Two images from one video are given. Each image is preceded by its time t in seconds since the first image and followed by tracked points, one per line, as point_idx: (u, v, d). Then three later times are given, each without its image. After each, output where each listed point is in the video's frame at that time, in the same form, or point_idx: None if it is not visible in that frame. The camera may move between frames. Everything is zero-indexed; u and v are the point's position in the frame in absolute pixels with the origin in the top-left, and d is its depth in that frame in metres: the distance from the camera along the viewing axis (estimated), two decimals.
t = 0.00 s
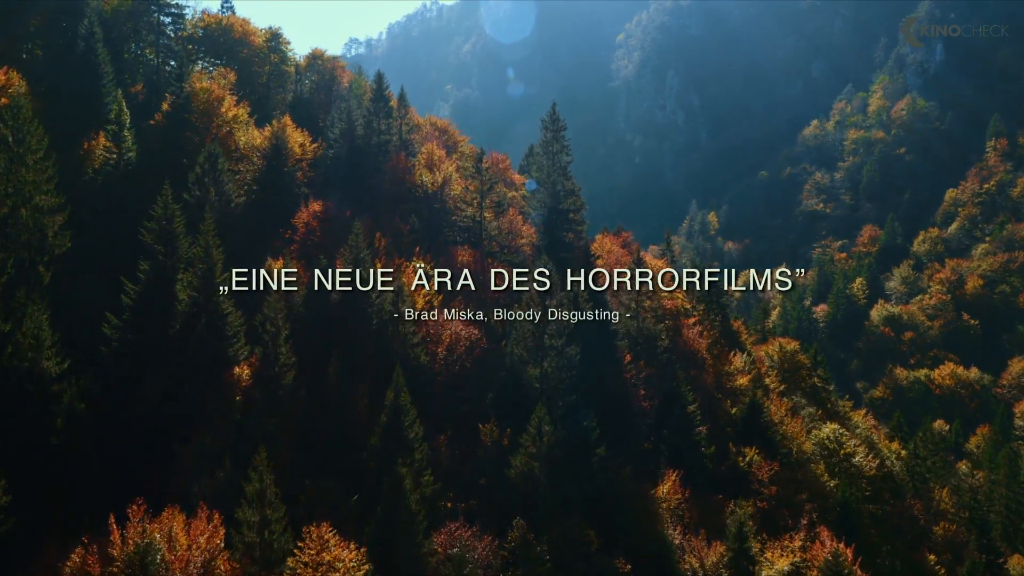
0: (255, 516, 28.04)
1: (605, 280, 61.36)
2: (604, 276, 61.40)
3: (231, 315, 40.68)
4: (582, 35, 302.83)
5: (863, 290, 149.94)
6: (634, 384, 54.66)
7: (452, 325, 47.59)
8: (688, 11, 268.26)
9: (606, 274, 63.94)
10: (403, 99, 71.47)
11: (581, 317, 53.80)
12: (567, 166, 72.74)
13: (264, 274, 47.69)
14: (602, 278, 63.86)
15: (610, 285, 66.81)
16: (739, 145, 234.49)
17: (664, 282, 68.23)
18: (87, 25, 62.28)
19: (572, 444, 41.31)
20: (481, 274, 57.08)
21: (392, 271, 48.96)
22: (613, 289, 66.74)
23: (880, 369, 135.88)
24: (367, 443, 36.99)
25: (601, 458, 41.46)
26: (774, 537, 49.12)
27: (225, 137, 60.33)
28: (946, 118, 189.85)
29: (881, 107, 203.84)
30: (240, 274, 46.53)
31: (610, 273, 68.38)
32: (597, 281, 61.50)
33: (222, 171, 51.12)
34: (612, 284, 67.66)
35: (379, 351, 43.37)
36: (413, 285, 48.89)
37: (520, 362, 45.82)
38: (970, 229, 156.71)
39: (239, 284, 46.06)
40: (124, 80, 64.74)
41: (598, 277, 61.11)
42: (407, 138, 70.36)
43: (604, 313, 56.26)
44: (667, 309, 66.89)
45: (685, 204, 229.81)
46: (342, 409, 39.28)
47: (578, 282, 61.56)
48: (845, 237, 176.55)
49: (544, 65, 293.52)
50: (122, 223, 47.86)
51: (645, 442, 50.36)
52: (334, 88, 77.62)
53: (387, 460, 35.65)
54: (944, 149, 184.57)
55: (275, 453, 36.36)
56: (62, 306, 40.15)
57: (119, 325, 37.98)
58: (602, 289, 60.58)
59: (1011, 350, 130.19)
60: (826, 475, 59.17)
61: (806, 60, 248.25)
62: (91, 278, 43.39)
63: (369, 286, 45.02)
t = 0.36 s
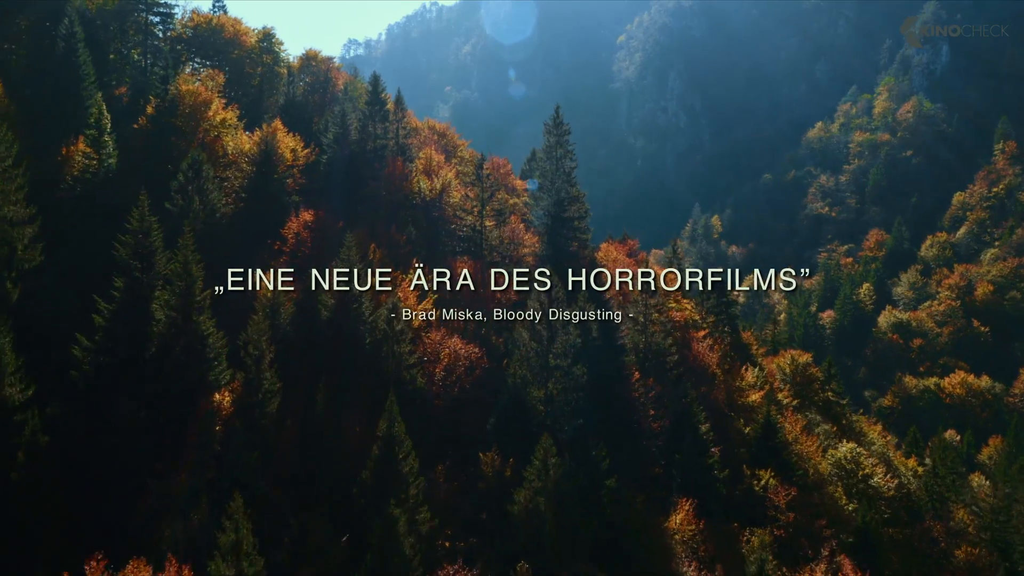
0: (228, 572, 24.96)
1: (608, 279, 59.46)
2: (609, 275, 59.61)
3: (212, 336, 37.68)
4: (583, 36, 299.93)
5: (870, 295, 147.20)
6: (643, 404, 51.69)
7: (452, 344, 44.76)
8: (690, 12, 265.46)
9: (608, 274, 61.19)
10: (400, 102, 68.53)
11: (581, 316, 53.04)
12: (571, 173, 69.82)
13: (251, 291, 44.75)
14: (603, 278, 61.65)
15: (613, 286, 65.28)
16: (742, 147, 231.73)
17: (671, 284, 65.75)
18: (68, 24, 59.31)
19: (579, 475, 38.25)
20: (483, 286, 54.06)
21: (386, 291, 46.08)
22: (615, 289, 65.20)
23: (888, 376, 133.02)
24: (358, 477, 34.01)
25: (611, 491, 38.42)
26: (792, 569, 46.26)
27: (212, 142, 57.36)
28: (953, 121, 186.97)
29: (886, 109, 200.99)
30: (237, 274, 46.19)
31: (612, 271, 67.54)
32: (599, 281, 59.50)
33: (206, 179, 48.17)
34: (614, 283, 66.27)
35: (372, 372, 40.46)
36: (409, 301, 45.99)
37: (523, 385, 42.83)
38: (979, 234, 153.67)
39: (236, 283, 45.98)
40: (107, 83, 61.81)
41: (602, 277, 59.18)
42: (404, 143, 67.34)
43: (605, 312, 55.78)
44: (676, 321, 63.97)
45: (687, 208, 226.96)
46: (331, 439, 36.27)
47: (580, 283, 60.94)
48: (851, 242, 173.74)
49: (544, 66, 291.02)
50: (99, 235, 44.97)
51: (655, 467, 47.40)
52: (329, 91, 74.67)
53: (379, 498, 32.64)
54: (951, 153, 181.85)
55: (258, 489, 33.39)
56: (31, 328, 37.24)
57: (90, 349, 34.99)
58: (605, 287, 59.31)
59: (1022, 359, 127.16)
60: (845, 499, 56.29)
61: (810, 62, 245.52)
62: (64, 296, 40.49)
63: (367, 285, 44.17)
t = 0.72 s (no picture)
0: None
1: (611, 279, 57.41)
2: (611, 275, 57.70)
3: (189, 360, 34.72)
4: (583, 37, 297.18)
5: (877, 301, 144.35)
6: (653, 426, 48.72)
7: (450, 366, 41.74)
8: (691, 13, 262.78)
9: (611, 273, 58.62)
10: (395, 106, 65.57)
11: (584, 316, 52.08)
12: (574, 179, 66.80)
13: (234, 308, 41.88)
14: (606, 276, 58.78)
15: (614, 284, 63.87)
16: (745, 150, 229.11)
17: (677, 286, 63.19)
18: (45, 23, 56.28)
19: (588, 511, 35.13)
20: (485, 300, 51.01)
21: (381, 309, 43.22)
22: (615, 288, 63.65)
23: (897, 384, 130.38)
24: (348, 519, 31.12)
25: (623, 529, 35.20)
26: None
27: (196, 147, 54.28)
28: (960, 123, 184.13)
29: (891, 111, 198.09)
30: (233, 273, 45.45)
31: (613, 270, 66.20)
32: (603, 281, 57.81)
33: (187, 189, 45.25)
34: (615, 282, 64.67)
35: (364, 397, 37.76)
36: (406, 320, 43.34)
37: (526, 410, 39.85)
38: (988, 238, 150.52)
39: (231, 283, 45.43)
40: (89, 86, 58.86)
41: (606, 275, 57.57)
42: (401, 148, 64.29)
43: (607, 311, 55.06)
44: (685, 334, 60.87)
45: (690, 211, 224.10)
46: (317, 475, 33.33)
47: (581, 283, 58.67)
48: (857, 246, 170.91)
49: (544, 67, 288.61)
50: (73, 250, 42.11)
51: (666, 494, 44.42)
52: (322, 93, 71.69)
53: (370, 543, 29.74)
54: (957, 156, 179.31)
55: (237, 535, 30.52)
56: None
57: (54, 377, 32.00)
58: (608, 288, 57.64)
59: None
60: (865, 524, 53.17)
61: (813, 63, 242.93)
62: (32, 316, 37.58)
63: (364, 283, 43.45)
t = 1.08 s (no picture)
0: None
1: (614, 279, 56.90)
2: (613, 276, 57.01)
3: (163, 389, 31.76)
4: (584, 38, 294.33)
5: (885, 306, 141.15)
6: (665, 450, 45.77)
7: (448, 391, 38.51)
8: (693, 13, 260.06)
9: (613, 272, 58.43)
10: (391, 109, 62.55)
11: (587, 316, 52.66)
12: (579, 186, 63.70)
13: (216, 327, 39.00)
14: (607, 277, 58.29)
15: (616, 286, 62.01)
16: (748, 151, 226.43)
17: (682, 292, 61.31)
18: (20, 22, 53.34)
19: (598, 553, 32.10)
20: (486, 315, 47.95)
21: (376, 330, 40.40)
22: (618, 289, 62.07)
23: (907, 391, 127.49)
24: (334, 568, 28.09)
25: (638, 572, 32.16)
26: None
27: (179, 154, 51.30)
28: (968, 124, 181.04)
29: (897, 112, 195.16)
30: (228, 273, 42.89)
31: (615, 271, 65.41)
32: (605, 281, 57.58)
33: (166, 199, 42.30)
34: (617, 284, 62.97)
35: (355, 427, 34.86)
36: (399, 338, 40.29)
37: (530, 439, 36.87)
38: (998, 241, 147.36)
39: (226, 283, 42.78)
40: (69, 89, 56.08)
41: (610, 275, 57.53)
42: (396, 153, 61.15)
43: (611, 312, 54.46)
44: (695, 347, 57.70)
45: (692, 214, 220.97)
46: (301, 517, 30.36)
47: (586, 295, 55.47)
48: (864, 250, 167.88)
49: (544, 68, 285.79)
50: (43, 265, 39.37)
51: (681, 525, 41.42)
52: (314, 96, 68.59)
53: None
54: (965, 157, 176.24)
55: None
56: None
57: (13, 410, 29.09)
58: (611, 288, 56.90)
59: None
60: (889, 552, 50.01)
61: (817, 64, 240.21)
62: None
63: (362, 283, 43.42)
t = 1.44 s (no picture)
0: None
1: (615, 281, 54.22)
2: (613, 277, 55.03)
3: (129, 422, 28.68)
4: (585, 38, 291.26)
5: (895, 311, 137.83)
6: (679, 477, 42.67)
7: (445, 418, 35.53)
8: (695, 13, 256.98)
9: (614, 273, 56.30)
10: (386, 111, 59.38)
11: (589, 314, 50.75)
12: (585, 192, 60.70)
13: (195, 348, 36.01)
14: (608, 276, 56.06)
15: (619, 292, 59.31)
16: (752, 153, 223.56)
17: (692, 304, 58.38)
18: None
19: None
20: (487, 331, 44.84)
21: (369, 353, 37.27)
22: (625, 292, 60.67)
23: (917, 400, 124.36)
24: None
25: None
26: None
27: (160, 159, 48.22)
28: (977, 125, 177.90)
29: (905, 113, 192.10)
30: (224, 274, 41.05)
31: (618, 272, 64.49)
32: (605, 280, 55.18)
33: (142, 208, 39.28)
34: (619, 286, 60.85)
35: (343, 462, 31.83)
36: (392, 361, 37.12)
37: (535, 473, 33.76)
38: (1010, 245, 144.08)
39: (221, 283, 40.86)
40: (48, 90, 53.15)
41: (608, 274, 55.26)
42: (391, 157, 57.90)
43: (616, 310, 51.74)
44: (707, 362, 54.45)
45: (696, 218, 217.80)
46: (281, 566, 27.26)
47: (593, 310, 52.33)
48: (871, 254, 164.61)
49: (545, 68, 282.71)
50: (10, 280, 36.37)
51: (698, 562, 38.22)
52: (306, 98, 65.45)
53: None
54: (975, 159, 173.10)
55: None
56: None
57: None
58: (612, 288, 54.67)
59: None
60: None
61: (822, 64, 237.20)
62: None
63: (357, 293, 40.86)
